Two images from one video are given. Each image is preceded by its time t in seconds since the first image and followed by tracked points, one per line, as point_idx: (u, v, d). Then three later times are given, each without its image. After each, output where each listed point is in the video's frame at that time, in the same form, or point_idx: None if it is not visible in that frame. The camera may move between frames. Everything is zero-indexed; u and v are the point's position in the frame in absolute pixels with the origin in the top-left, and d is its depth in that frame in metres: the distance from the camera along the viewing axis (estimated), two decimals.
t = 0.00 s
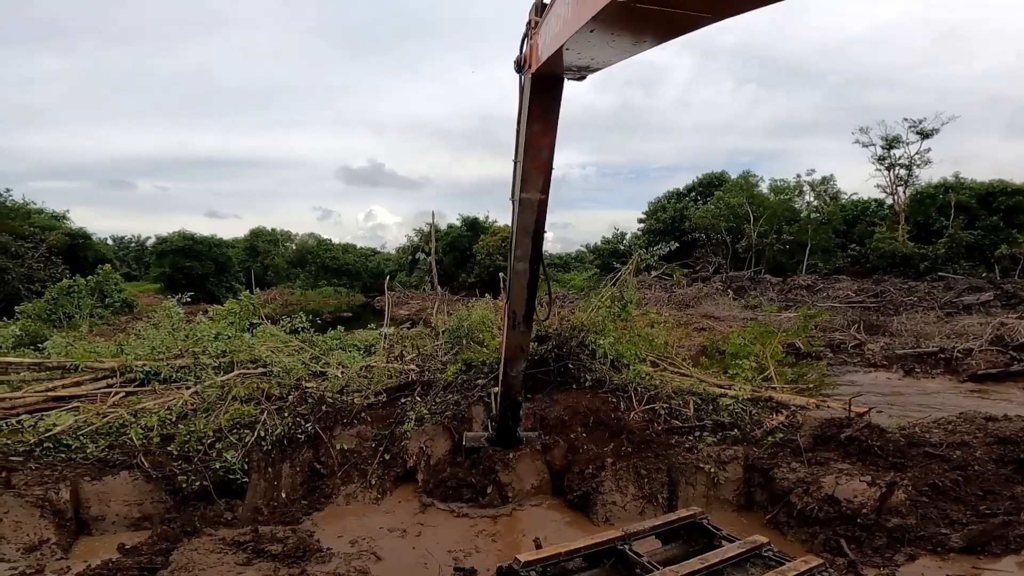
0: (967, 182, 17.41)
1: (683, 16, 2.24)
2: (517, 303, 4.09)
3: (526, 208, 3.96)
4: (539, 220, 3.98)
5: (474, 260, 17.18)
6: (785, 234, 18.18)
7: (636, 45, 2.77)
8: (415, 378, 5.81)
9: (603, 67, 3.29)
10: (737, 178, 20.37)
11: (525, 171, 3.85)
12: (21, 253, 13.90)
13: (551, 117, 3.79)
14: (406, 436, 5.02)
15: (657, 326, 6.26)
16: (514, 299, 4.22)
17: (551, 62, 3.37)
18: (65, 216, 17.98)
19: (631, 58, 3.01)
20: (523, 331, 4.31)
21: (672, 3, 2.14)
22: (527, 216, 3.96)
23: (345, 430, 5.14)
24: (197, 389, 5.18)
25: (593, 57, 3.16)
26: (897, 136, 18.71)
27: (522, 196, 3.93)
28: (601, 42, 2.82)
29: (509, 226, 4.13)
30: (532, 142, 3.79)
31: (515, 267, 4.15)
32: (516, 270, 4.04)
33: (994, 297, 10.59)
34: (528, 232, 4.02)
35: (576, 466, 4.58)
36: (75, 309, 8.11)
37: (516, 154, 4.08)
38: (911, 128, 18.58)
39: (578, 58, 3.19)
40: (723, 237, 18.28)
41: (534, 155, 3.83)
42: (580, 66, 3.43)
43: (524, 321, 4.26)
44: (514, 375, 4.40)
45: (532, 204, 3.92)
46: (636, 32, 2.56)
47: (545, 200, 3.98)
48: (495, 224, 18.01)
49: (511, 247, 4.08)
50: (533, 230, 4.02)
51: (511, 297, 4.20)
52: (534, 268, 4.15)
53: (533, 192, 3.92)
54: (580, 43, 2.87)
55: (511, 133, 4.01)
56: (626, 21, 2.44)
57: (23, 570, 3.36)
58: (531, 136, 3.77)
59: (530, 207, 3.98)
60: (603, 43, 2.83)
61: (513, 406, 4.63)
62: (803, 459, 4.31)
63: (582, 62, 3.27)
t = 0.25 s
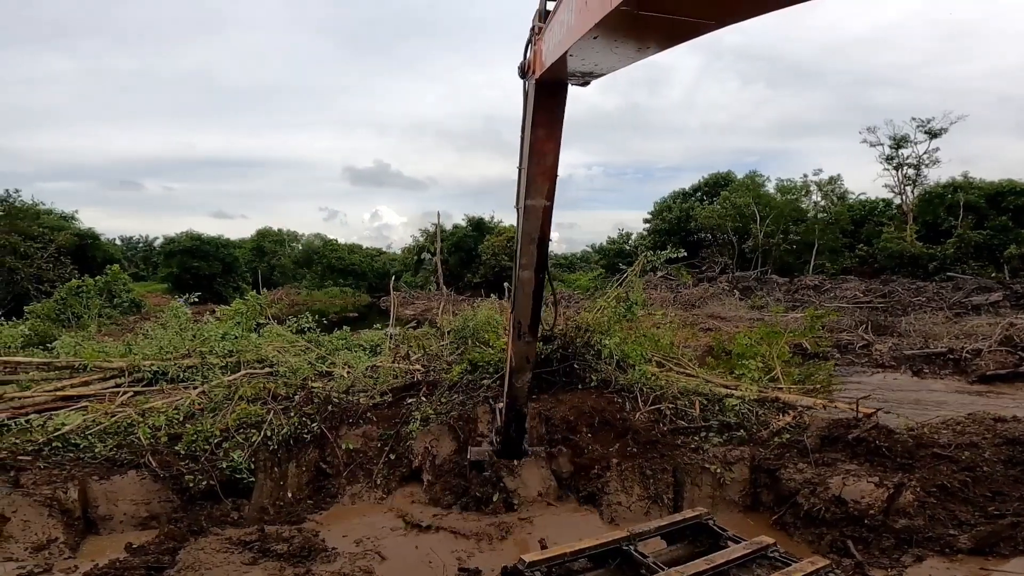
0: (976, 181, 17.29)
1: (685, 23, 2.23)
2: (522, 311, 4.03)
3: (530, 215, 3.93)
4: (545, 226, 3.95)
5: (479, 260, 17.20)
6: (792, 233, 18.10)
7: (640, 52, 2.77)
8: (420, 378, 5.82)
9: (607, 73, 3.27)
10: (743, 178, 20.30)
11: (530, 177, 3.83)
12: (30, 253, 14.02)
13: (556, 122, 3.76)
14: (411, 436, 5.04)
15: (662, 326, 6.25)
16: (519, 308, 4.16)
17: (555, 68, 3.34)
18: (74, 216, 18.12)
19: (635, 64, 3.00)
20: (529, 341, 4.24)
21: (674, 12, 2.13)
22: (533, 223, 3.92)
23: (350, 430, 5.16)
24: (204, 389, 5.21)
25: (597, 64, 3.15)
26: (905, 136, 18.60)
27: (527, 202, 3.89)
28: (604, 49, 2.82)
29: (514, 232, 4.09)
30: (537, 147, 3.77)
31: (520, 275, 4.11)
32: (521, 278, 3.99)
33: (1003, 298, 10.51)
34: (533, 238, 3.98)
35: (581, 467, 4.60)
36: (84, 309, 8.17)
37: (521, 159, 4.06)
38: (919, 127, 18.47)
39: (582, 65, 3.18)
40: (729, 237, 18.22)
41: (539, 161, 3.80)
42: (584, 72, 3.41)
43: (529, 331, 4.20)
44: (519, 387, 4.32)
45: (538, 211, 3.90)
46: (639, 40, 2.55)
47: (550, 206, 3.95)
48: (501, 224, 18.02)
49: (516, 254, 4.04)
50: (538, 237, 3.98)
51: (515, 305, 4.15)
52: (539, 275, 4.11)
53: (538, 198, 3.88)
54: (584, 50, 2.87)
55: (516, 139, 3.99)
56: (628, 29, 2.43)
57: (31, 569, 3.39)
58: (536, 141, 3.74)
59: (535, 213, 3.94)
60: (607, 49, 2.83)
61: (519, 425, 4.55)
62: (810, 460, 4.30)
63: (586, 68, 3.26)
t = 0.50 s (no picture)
0: (985, 181, 17.16)
1: (688, 32, 2.24)
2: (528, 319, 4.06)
3: (536, 224, 3.97)
4: (550, 234, 3.99)
5: (484, 260, 17.20)
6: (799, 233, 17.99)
7: (644, 60, 2.79)
8: (426, 378, 5.83)
9: (611, 80, 3.30)
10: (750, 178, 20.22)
11: (536, 185, 3.88)
12: (40, 253, 14.12)
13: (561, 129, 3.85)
14: (417, 436, 5.06)
15: (668, 326, 6.24)
16: (524, 318, 4.19)
17: (560, 76, 3.38)
18: (83, 216, 18.23)
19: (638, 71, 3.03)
20: (534, 352, 4.27)
21: (678, 20, 2.14)
22: (538, 231, 3.96)
23: (356, 430, 5.17)
24: (211, 388, 5.24)
25: (600, 71, 3.18)
26: (913, 135, 18.49)
27: (532, 210, 3.94)
28: (609, 57, 2.84)
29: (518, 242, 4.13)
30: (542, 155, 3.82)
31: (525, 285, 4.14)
32: (527, 286, 4.02)
33: (1012, 298, 10.43)
34: (538, 246, 4.02)
35: (587, 467, 4.60)
36: (93, 309, 8.22)
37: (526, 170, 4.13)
38: (927, 126, 18.35)
39: (585, 72, 3.22)
40: (736, 237, 18.16)
41: (544, 168, 3.87)
42: (588, 80, 3.46)
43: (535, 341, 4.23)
44: (525, 398, 4.30)
45: (543, 218, 3.94)
46: (643, 49, 2.57)
47: (555, 214, 4.00)
48: (507, 224, 18.01)
49: (522, 263, 4.07)
50: (544, 245, 4.02)
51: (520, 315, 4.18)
52: (545, 285, 4.14)
53: (543, 206, 3.94)
54: (588, 58, 2.89)
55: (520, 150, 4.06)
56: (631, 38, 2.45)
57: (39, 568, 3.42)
58: (541, 148, 3.81)
59: (541, 221, 3.99)
60: (610, 58, 2.86)
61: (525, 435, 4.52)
62: (817, 460, 4.28)
63: (590, 76, 3.29)
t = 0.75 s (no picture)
0: (995, 180, 17.03)
1: (691, 37, 2.24)
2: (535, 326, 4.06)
3: (541, 230, 3.98)
4: (556, 240, 4.00)
5: (490, 260, 17.21)
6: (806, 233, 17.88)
7: (647, 65, 2.79)
8: (431, 378, 5.84)
9: (615, 85, 3.30)
10: (756, 177, 20.14)
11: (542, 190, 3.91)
12: (49, 253, 14.22)
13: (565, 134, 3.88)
14: (423, 436, 5.08)
15: (675, 326, 6.22)
16: (531, 325, 4.19)
17: (565, 80, 3.38)
18: (92, 216, 18.33)
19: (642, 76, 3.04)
20: (541, 360, 4.26)
21: (682, 25, 2.14)
22: (544, 237, 3.97)
23: (362, 429, 5.19)
24: (219, 388, 5.26)
25: (604, 76, 3.18)
26: (922, 134, 18.37)
27: (537, 216, 3.96)
28: (613, 63, 2.85)
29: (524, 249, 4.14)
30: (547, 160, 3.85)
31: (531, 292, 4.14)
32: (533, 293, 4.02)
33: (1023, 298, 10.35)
34: (544, 253, 4.03)
35: (593, 467, 4.60)
36: (102, 309, 8.27)
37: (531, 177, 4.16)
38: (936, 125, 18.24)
39: (590, 77, 3.22)
40: (743, 237, 18.09)
41: (549, 173, 3.90)
42: (592, 85, 3.46)
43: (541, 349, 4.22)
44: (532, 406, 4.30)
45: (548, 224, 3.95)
46: (646, 54, 2.57)
47: (561, 220, 4.02)
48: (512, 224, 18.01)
49: (528, 270, 4.08)
50: (549, 252, 4.03)
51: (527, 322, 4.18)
52: (551, 291, 4.14)
53: (548, 211, 3.96)
54: (592, 63, 2.89)
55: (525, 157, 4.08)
56: (635, 43, 2.45)
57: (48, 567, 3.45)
58: (546, 152, 3.85)
59: (546, 227, 4.00)
60: (614, 63, 2.86)
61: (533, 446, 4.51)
62: (825, 461, 4.28)
63: (594, 81, 3.29)
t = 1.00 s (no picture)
0: (1007, 179, 16.90)
1: (693, 36, 2.24)
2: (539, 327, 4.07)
3: (543, 232, 4.00)
4: (558, 241, 4.01)
5: (497, 260, 17.22)
6: (815, 233, 17.85)
7: (646, 65, 2.81)
8: (438, 377, 5.86)
9: (615, 85, 3.33)
10: (764, 177, 20.07)
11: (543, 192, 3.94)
12: (60, 253, 14.33)
13: (565, 135, 3.93)
14: (430, 435, 5.09)
15: (683, 325, 6.20)
16: (534, 327, 4.20)
17: (564, 81, 3.45)
18: (102, 215, 18.45)
19: (642, 75, 3.06)
20: (545, 363, 4.26)
21: (684, 26, 2.14)
22: (546, 238, 4.00)
23: (370, 428, 5.22)
24: (228, 386, 5.30)
25: (603, 76, 3.22)
26: (932, 133, 18.26)
27: (539, 218, 3.98)
28: (613, 63, 2.86)
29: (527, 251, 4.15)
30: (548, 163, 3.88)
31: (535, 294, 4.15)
32: (537, 295, 4.03)
33: None
34: (547, 255, 4.04)
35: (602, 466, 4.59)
36: (112, 307, 8.33)
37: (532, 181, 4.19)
38: (947, 124, 18.12)
39: (589, 77, 3.25)
40: (750, 236, 18.02)
41: (550, 174, 3.93)
42: (592, 85, 3.52)
43: (546, 352, 4.23)
44: (537, 410, 4.31)
45: (550, 225, 3.98)
46: (647, 53, 2.57)
47: (563, 222, 4.04)
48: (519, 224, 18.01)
49: (530, 272, 4.11)
50: (552, 253, 4.05)
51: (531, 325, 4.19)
52: (555, 293, 4.15)
53: (550, 213, 3.98)
54: (591, 64, 2.91)
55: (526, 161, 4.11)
56: (636, 43, 2.45)
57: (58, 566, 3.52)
58: (547, 153, 3.89)
59: (549, 229, 4.02)
60: (614, 63, 2.88)
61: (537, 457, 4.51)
62: (836, 461, 4.27)
63: (594, 81, 3.33)
